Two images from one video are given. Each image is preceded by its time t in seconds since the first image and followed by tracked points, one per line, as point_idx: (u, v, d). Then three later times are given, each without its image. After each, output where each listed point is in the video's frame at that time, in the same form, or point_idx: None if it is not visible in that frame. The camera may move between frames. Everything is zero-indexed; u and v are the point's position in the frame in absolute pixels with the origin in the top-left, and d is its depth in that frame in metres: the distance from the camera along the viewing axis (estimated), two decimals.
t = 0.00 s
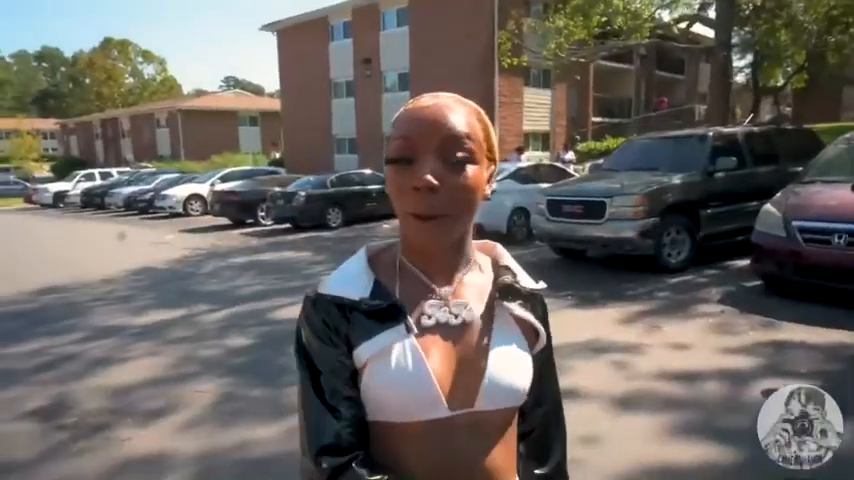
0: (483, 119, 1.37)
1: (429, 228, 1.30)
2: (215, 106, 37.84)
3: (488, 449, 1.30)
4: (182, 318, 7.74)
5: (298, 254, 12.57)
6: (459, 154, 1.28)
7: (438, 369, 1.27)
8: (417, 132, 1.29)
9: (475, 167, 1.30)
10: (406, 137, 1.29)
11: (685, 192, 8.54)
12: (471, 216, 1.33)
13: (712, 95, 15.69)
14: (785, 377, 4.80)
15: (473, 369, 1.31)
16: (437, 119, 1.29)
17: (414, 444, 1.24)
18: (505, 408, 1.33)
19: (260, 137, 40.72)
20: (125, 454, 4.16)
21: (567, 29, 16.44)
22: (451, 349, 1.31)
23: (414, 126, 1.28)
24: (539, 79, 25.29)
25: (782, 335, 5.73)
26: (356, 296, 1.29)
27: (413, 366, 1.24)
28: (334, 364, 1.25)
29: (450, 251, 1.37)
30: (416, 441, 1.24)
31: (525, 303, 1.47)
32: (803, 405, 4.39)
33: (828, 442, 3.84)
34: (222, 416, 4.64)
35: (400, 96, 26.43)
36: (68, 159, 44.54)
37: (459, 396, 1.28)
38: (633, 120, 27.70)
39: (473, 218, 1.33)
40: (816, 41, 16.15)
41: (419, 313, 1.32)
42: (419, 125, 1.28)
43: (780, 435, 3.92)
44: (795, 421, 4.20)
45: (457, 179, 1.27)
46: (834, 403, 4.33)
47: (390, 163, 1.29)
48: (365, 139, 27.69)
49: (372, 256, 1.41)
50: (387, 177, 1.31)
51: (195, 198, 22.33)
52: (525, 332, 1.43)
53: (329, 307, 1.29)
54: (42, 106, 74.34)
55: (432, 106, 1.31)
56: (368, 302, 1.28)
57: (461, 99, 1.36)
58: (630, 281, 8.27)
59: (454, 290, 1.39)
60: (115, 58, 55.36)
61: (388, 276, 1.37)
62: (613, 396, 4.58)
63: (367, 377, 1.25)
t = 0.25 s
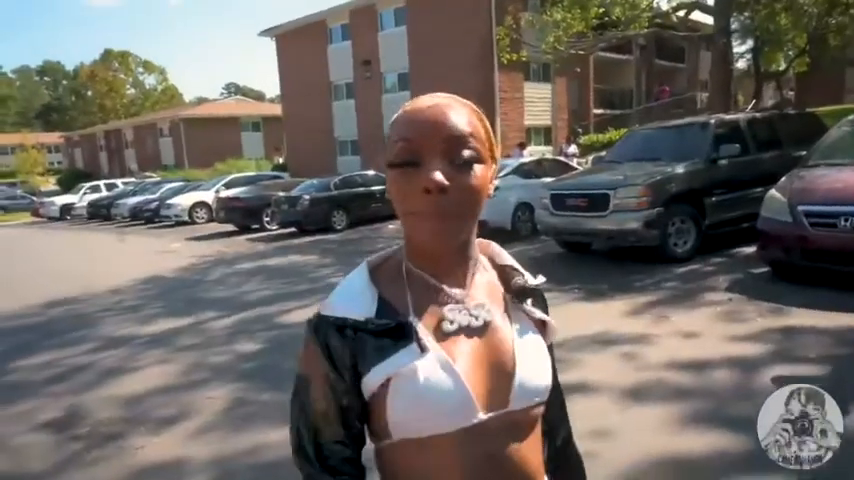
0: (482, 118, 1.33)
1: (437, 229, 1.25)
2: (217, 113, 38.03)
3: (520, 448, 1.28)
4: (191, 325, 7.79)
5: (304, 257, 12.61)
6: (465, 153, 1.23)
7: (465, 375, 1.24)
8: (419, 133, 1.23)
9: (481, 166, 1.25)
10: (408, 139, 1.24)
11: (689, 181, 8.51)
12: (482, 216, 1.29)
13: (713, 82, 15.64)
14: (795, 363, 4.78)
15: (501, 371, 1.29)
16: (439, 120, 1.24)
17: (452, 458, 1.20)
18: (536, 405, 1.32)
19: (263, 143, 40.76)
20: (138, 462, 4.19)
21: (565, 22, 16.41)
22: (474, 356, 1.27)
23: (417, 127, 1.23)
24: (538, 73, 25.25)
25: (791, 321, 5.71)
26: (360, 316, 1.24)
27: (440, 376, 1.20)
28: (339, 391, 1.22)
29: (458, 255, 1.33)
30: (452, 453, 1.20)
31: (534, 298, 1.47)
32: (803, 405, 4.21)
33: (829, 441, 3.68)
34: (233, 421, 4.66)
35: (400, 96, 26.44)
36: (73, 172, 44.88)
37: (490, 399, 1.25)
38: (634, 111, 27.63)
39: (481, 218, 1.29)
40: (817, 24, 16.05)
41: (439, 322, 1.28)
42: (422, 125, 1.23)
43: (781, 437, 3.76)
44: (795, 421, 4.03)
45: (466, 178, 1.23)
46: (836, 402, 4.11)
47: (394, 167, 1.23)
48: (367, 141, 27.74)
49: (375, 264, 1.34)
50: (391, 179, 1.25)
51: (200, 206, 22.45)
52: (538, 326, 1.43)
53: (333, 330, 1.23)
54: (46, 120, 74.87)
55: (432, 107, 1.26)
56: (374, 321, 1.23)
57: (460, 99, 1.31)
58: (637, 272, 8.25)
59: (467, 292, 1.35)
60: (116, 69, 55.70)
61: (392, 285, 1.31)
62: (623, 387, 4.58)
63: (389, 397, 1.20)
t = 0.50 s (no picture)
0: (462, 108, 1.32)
1: (466, 228, 1.23)
2: (218, 119, 38.21)
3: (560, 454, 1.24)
4: (199, 331, 7.84)
5: (310, 260, 12.66)
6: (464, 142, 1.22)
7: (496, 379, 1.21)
8: (412, 141, 1.23)
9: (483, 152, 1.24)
10: (405, 153, 1.23)
11: (692, 171, 8.50)
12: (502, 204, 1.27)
13: (714, 71, 15.60)
14: (803, 348, 4.78)
15: (536, 373, 1.25)
16: (430, 121, 1.24)
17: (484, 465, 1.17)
18: (577, 408, 1.26)
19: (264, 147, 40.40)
20: (152, 467, 4.23)
21: (563, 16, 16.40)
22: (506, 360, 1.24)
23: (407, 138, 1.23)
24: (538, 69, 25.23)
25: (798, 307, 5.70)
26: (379, 319, 1.25)
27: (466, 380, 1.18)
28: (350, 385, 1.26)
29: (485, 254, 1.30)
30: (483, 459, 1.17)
31: (573, 295, 1.40)
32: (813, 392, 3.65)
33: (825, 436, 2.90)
34: (246, 424, 4.70)
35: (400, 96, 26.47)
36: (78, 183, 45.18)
37: (525, 403, 1.21)
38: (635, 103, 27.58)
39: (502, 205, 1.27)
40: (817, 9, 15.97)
41: (470, 324, 1.26)
42: (413, 135, 1.22)
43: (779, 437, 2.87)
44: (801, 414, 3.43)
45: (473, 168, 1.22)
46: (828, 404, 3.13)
47: (400, 183, 1.23)
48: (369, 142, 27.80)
49: (403, 270, 1.35)
50: (401, 199, 1.24)
51: (204, 212, 22.56)
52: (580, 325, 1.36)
53: (354, 335, 1.25)
54: (49, 132, 75.33)
55: (418, 111, 1.25)
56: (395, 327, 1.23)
57: (438, 97, 1.30)
58: (642, 263, 8.26)
59: (500, 292, 1.31)
60: (117, 79, 55.98)
61: (416, 288, 1.31)
62: (632, 378, 4.59)
63: (415, 404, 1.19)
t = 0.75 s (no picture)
0: (492, 107, 1.33)
1: (458, 230, 1.23)
2: (219, 126, 38.30)
3: None
4: (209, 336, 7.88)
5: (315, 263, 12.70)
6: (479, 143, 1.23)
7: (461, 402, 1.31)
8: (426, 131, 1.25)
9: (499, 153, 1.24)
10: (417, 142, 1.25)
11: (695, 160, 8.49)
12: (510, 209, 1.27)
13: (713, 60, 15.57)
14: (812, 333, 4.78)
15: (511, 400, 1.28)
16: (447, 115, 1.26)
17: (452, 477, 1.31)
18: (556, 440, 1.26)
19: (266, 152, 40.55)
20: (167, 472, 4.27)
21: (561, 10, 16.39)
22: (477, 385, 1.30)
23: (423, 126, 1.25)
24: (537, 64, 25.19)
25: (805, 293, 5.69)
26: (379, 320, 1.47)
27: (431, 398, 1.32)
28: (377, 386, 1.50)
29: (484, 261, 1.31)
30: (451, 471, 1.32)
31: (588, 315, 1.31)
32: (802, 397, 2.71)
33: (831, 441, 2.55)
34: (258, 427, 4.73)
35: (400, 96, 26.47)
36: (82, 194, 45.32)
37: (497, 429, 1.28)
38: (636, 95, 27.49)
39: (509, 212, 1.27)
40: None
41: (449, 340, 1.36)
42: (428, 125, 1.25)
43: (782, 438, 2.34)
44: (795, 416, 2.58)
45: (484, 169, 1.22)
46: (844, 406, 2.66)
47: (408, 170, 1.25)
48: (370, 143, 27.81)
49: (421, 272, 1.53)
50: (406, 186, 1.27)
51: (209, 218, 22.63)
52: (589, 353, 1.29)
53: (369, 337, 1.50)
54: (52, 145, 75.64)
55: (438, 105, 1.27)
56: (390, 336, 1.43)
57: (467, 94, 1.33)
58: (648, 255, 8.26)
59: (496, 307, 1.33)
60: (117, 89, 56.16)
61: (424, 294, 1.48)
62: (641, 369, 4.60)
63: (399, 406, 1.38)
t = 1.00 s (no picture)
0: (519, 102, 1.39)
1: (461, 219, 1.30)
2: (208, 130, 38.14)
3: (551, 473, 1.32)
4: (205, 340, 7.88)
5: (309, 264, 12.69)
6: (496, 138, 1.30)
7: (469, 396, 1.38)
8: (449, 118, 1.33)
9: (514, 151, 1.30)
10: (439, 127, 1.33)
11: (684, 153, 8.57)
12: (520, 203, 1.33)
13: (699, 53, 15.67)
14: (803, 319, 4.86)
15: (517, 391, 1.34)
16: (467, 106, 1.33)
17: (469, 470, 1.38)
18: (567, 430, 1.30)
19: (256, 155, 40.30)
20: (170, 474, 4.28)
21: (547, 7, 16.50)
22: (484, 377, 1.37)
23: (446, 113, 1.33)
24: (525, 61, 25.28)
25: (796, 280, 5.78)
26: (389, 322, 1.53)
27: (440, 393, 1.38)
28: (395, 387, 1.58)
29: (492, 252, 1.40)
30: (465, 464, 1.38)
31: (584, 302, 1.33)
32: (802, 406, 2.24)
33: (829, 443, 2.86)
34: (259, 428, 4.76)
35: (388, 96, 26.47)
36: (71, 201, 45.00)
37: (507, 420, 1.35)
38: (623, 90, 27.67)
39: (519, 207, 1.33)
40: None
41: (456, 333, 1.43)
42: (450, 113, 1.32)
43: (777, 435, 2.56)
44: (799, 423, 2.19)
45: (496, 164, 1.29)
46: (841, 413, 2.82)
47: (424, 154, 1.33)
48: (360, 143, 27.80)
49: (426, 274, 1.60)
50: (422, 168, 1.35)
51: (200, 223, 22.53)
52: (594, 340, 1.32)
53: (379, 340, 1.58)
54: (40, 153, 75.03)
55: (461, 95, 1.35)
56: (397, 339, 1.49)
57: (496, 85, 1.39)
58: (640, 247, 8.34)
59: (501, 300, 1.42)
60: (103, 95, 55.65)
61: (431, 292, 1.55)
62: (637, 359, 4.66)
63: (410, 403, 1.44)
